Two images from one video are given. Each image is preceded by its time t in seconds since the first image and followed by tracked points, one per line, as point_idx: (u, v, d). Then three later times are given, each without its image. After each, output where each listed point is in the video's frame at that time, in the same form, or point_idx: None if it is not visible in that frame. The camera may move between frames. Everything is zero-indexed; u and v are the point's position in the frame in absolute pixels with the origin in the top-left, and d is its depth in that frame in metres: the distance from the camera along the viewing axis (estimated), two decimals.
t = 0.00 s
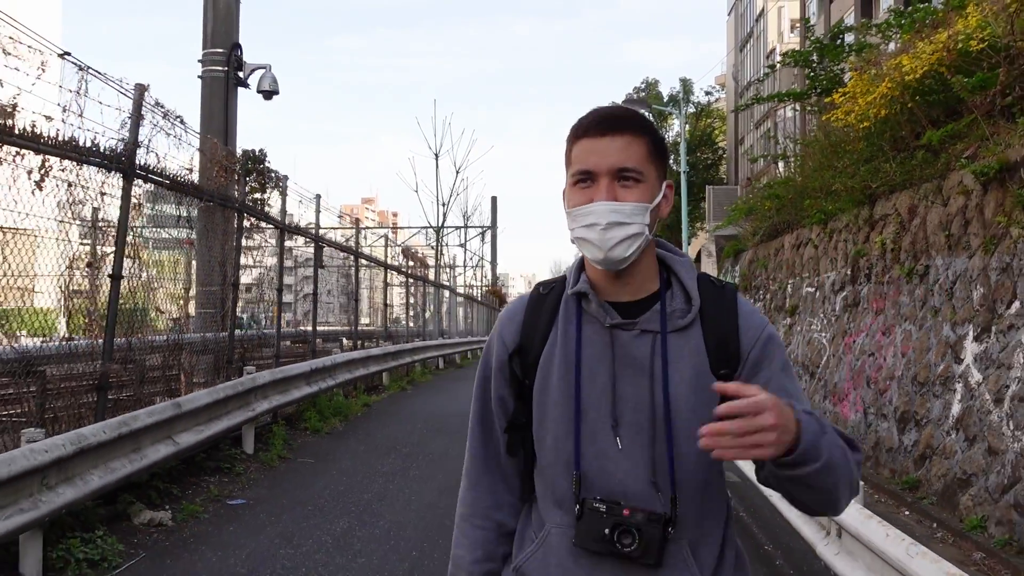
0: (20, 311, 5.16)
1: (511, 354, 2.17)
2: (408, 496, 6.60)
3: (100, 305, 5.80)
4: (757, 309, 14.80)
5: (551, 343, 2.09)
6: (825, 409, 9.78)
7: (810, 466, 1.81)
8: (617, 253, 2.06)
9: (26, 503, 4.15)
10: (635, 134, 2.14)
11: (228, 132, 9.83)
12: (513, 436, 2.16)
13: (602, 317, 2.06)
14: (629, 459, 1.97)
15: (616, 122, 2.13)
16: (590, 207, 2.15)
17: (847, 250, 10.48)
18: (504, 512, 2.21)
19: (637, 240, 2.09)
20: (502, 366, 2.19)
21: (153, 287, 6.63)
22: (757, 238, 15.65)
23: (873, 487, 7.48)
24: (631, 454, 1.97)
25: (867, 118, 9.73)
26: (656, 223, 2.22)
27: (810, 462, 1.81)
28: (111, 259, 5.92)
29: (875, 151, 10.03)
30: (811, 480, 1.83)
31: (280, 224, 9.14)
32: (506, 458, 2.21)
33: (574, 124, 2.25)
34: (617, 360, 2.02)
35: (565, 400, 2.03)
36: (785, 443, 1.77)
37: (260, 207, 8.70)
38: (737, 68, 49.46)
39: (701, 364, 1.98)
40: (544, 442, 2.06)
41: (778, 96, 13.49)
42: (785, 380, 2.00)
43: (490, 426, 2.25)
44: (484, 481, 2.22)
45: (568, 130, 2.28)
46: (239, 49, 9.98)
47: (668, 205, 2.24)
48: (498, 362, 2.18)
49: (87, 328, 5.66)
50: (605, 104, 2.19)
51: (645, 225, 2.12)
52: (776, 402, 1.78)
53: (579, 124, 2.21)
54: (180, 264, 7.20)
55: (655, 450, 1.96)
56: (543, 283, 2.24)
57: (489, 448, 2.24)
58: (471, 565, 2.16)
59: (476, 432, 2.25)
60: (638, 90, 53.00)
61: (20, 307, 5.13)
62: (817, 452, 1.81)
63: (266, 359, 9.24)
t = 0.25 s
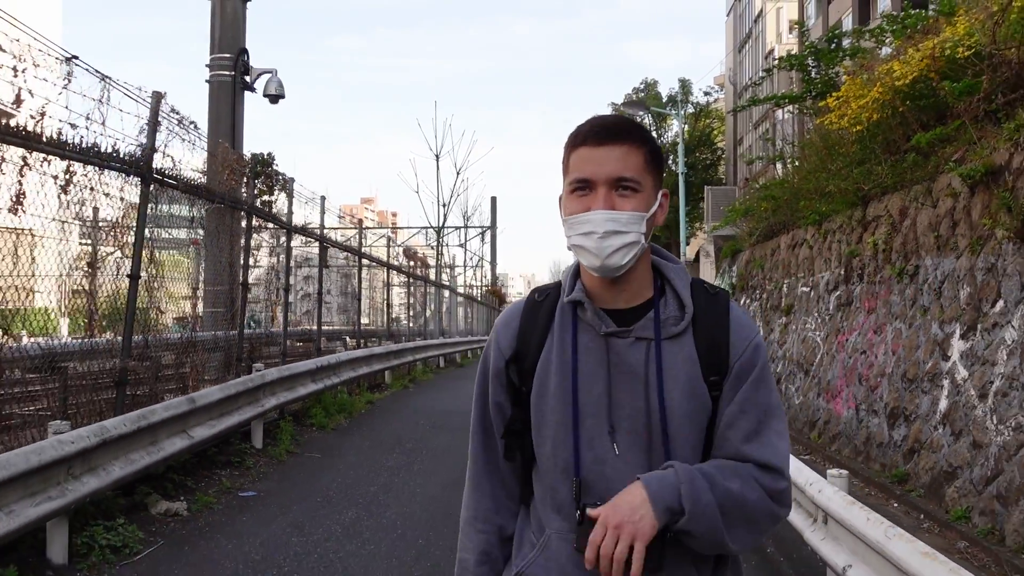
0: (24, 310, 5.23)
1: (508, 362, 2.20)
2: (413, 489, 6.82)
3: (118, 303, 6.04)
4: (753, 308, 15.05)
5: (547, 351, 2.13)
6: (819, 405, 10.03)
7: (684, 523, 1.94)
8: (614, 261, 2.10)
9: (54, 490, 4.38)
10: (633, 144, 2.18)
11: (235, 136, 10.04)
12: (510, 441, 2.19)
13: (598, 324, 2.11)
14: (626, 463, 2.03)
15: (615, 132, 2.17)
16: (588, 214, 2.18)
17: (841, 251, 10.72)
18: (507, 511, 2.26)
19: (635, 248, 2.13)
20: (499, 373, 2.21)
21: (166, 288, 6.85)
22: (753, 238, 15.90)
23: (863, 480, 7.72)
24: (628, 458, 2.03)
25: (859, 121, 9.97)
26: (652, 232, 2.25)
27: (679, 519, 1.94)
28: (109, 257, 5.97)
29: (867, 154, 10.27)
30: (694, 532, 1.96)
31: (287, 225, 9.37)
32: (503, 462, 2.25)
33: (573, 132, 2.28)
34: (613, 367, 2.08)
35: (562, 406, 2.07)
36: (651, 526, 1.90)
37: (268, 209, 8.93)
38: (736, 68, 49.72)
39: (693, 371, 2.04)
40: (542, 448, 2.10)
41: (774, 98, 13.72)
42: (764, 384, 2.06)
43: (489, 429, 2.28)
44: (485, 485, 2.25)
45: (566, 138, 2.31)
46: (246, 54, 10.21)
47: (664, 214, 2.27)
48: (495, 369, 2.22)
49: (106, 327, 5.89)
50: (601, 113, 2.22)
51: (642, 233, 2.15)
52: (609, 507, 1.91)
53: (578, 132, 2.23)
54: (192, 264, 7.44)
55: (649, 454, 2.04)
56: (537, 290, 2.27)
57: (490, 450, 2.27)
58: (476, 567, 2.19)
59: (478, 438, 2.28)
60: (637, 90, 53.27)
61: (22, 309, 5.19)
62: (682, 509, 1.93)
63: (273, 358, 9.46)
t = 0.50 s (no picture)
0: (26, 310, 5.18)
1: (483, 356, 2.19)
2: (417, 482, 7.04)
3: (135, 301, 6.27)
4: (750, 307, 15.29)
5: (525, 345, 2.13)
6: (812, 402, 10.27)
7: (692, 525, 2.00)
8: (594, 253, 2.12)
9: (79, 480, 4.60)
10: (607, 137, 2.21)
11: (240, 139, 10.25)
12: (482, 436, 2.18)
13: (578, 316, 2.12)
14: (605, 455, 2.04)
15: (590, 126, 2.20)
16: (567, 208, 2.19)
17: (834, 251, 10.95)
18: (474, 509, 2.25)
19: (613, 240, 2.15)
20: (474, 367, 2.20)
21: (176, 287, 7.06)
22: (749, 237, 16.15)
23: (853, 474, 7.94)
24: (607, 449, 2.04)
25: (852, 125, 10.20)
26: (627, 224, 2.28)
27: (689, 521, 2.00)
28: (110, 257, 5.98)
29: (860, 156, 10.50)
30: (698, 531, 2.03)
31: (292, 226, 9.58)
32: (472, 458, 2.23)
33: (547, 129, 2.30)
34: (592, 359, 2.09)
35: (541, 398, 2.08)
36: (666, 523, 1.95)
37: (274, 211, 9.14)
38: (734, 69, 49.98)
39: (672, 362, 2.07)
40: (519, 441, 2.10)
41: (770, 101, 13.96)
42: (742, 376, 2.12)
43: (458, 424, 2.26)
44: (454, 483, 2.24)
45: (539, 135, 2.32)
46: (252, 58, 10.42)
47: (638, 208, 2.30)
48: (469, 364, 2.21)
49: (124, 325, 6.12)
50: (573, 109, 2.26)
51: (620, 225, 2.18)
52: (628, 495, 1.95)
53: (552, 128, 2.25)
54: (201, 264, 7.66)
55: (628, 445, 2.05)
56: (510, 285, 2.27)
57: (459, 447, 2.26)
58: (439, 568, 2.18)
59: (446, 436, 2.26)
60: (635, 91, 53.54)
61: (25, 308, 5.16)
62: (693, 511, 2.00)
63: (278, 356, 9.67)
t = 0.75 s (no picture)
0: (18, 312, 5.17)
1: (464, 341, 2.08)
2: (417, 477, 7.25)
3: (145, 299, 6.47)
4: (744, 306, 15.53)
5: (509, 331, 2.06)
6: (804, 399, 10.49)
7: (670, 530, 2.04)
8: (586, 249, 2.08)
9: (93, 472, 4.80)
10: (607, 134, 2.15)
11: (243, 141, 10.45)
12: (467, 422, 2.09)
13: (563, 307, 2.08)
14: (583, 445, 2.03)
15: (590, 121, 2.13)
16: (561, 202, 2.13)
17: (825, 252, 11.18)
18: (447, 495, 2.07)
19: (606, 237, 2.11)
20: (455, 348, 2.07)
21: (182, 286, 7.27)
22: (744, 239, 16.40)
23: (841, 469, 8.16)
24: (585, 440, 2.03)
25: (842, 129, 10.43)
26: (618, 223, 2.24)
27: (666, 526, 2.03)
28: (108, 257, 6.02)
29: (850, 159, 10.73)
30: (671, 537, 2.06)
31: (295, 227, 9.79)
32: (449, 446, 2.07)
33: (543, 118, 2.22)
34: (574, 349, 2.06)
35: (524, 386, 2.03)
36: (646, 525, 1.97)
37: (277, 212, 9.35)
38: (732, 70, 50.25)
39: (651, 357, 2.09)
40: (497, 429, 2.03)
41: (764, 105, 14.20)
42: (713, 376, 2.17)
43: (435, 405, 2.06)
44: (432, 466, 2.04)
45: (534, 124, 2.24)
46: (255, 62, 10.63)
47: (629, 206, 2.26)
48: (450, 345, 2.07)
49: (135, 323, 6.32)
50: (575, 101, 2.19)
51: (613, 223, 2.13)
52: (619, 488, 1.96)
53: (550, 118, 2.18)
54: (206, 264, 7.86)
55: (605, 437, 2.05)
56: (491, 270, 2.17)
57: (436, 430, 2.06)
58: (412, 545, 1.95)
59: (424, 418, 2.05)
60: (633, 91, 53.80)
61: (20, 308, 5.17)
62: (672, 517, 2.03)
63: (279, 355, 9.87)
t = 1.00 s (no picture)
0: (12, 309, 5.12)
1: (465, 345, 2.09)
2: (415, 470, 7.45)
3: (156, 296, 6.68)
4: (738, 305, 15.78)
5: (509, 337, 2.07)
6: (794, 396, 10.73)
7: (665, 547, 2.06)
8: (587, 259, 2.08)
9: (105, 462, 5.00)
10: (612, 144, 2.16)
11: (244, 142, 10.65)
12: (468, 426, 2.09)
13: (562, 314, 2.09)
14: (579, 454, 2.04)
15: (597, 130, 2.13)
16: (563, 210, 2.13)
17: (815, 251, 11.42)
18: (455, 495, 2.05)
19: (607, 247, 2.11)
20: (456, 351, 2.08)
21: (187, 284, 7.46)
22: (738, 238, 16.64)
23: (829, 463, 8.38)
24: (582, 449, 2.04)
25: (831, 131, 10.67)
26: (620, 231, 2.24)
27: (662, 542, 2.06)
28: (107, 256, 6.05)
29: (839, 160, 10.96)
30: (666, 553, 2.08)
31: (296, 227, 9.99)
32: (451, 447, 2.07)
33: (549, 125, 2.22)
34: (571, 358, 2.07)
35: (522, 393, 2.03)
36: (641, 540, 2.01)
37: (278, 212, 9.54)
38: (729, 70, 50.52)
39: (649, 368, 2.10)
40: (494, 435, 2.04)
41: (757, 106, 14.44)
42: (712, 388, 2.18)
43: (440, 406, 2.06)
44: (439, 465, 2.03)
45: (540, 130, 2.24)
46: (256, 65, 10.83)
47: (631, 215, 2.26)
48: (451, 347, 2.08)
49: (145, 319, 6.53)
50: (584, 108, 2.18)
51: (614, 233, 2.13)
52: (620, 502, 1.99)
53: (556, 125, 2.18)
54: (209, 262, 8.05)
55: (601, 446, 2.06)
56: (493, 276, 2.18)
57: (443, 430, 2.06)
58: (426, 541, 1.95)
59: (428, 419, 2.05)
60: (631, 91, 54.04)
61: (20, 307, 5.17)
62: (669, 534, 2.06)
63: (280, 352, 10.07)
